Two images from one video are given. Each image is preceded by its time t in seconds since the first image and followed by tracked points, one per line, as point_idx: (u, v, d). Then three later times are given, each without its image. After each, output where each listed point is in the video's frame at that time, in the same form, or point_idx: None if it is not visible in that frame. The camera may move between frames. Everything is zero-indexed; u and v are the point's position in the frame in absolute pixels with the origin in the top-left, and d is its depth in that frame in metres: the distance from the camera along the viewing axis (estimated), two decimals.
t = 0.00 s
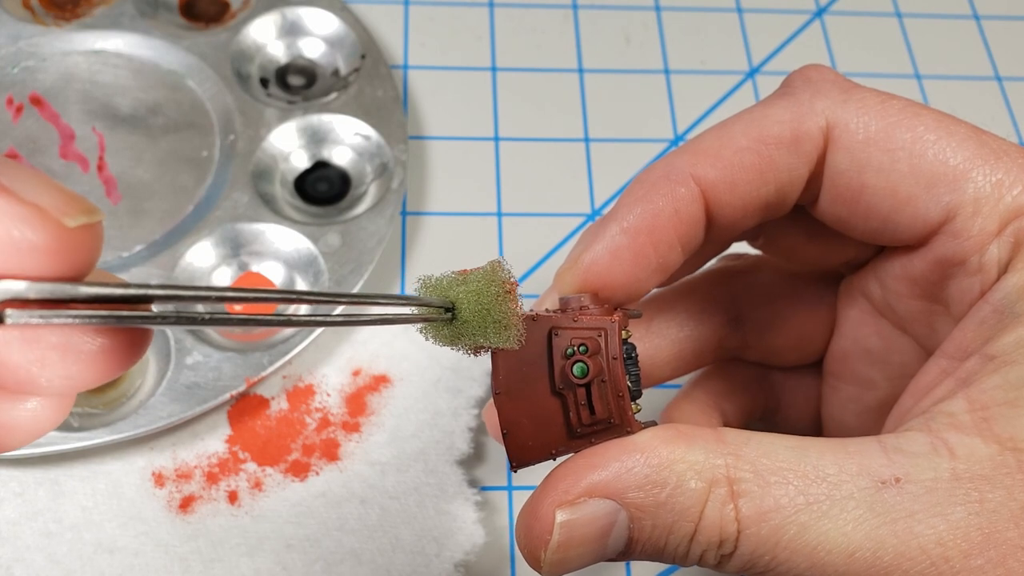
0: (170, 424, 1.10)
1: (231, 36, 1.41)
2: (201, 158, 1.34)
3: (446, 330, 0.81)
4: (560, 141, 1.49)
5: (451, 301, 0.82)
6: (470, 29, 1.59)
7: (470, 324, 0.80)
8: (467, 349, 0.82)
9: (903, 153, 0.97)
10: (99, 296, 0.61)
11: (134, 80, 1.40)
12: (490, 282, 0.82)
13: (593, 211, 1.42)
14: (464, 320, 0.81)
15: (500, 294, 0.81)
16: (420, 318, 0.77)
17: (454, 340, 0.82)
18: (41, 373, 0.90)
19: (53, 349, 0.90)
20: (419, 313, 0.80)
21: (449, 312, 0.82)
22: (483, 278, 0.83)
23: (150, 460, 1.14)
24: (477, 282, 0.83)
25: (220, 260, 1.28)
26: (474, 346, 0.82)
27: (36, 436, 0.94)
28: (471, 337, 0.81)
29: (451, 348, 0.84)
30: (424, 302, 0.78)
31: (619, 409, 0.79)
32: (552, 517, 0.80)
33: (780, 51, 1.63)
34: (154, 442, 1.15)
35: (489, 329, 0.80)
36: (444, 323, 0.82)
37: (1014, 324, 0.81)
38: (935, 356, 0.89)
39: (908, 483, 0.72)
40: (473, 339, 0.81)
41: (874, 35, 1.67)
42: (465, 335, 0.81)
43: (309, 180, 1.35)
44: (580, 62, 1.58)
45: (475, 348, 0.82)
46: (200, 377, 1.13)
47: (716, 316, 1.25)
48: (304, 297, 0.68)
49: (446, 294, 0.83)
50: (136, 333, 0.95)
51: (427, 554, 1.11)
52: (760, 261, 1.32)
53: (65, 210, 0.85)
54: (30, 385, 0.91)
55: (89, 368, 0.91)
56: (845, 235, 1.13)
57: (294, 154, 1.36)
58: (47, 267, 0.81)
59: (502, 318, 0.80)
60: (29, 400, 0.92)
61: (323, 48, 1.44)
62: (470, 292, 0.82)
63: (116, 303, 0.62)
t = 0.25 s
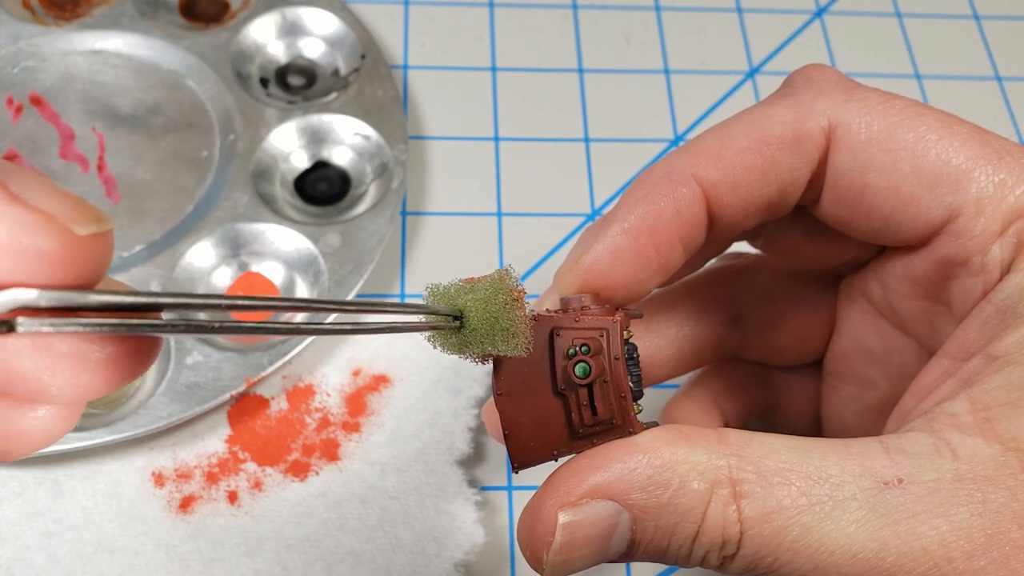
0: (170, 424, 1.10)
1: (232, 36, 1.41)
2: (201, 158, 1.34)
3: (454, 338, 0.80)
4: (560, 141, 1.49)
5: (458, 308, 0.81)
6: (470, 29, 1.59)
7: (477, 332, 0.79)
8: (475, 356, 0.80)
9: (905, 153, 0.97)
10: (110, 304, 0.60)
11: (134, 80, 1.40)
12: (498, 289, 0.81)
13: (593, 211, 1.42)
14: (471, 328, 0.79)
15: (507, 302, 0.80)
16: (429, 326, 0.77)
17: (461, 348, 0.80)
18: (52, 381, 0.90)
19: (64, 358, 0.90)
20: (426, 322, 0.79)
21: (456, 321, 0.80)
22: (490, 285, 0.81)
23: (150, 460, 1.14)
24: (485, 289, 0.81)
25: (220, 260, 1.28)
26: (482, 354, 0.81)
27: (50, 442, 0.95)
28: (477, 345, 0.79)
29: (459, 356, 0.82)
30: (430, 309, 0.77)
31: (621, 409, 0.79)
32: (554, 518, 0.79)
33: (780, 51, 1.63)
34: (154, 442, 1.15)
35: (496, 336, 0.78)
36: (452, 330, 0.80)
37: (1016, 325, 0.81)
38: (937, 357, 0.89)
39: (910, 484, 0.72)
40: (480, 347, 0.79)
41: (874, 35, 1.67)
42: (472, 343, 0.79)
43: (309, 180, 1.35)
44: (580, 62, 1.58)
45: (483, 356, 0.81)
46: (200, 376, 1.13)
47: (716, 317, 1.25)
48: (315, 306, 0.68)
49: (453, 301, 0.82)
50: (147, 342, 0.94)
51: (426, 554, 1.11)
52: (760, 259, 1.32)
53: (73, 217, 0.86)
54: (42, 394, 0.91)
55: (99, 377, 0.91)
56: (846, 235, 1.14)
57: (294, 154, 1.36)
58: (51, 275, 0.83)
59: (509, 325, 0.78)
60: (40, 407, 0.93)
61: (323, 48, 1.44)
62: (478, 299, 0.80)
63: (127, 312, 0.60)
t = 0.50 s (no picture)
0: (170, 425, 1.10)
1: (232, 36, 1.41)
2: (201, 158, 1.34)
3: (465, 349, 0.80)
4: (560, 141, 1.49)
5: (467, 318, 0.81)
6: (469, 29, 1.59)
7: (488, 341, 0.79)
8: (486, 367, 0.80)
9: (907, 154, 0.97)
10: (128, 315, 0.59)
11: (134, 80, 1.40)
12: (507, 300, 0.82)
13: (593, 211, 1.42)
14: (482, 338, 0.79)
15: (516, 311, 0.80)
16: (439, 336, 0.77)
17: (472, 359, 0.80)
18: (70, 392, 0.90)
19: (82, 369, 0.89)
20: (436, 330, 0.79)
21: (466, 330, 0.80)
22: (498, 295, 0.82)
23: (150, 460, 1.14)
24: (492, 299, 0.82)
25: (220, 261, 1.28)
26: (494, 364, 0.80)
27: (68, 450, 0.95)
28: (488, 354, 0.79)
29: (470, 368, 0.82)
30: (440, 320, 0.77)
31: (622, 413, 0.80)
32: (556, 522, 0.80)
33: (780, 51, 1.63)
34: (154, 442, 1.15)
35: (506, 345, 0.79)
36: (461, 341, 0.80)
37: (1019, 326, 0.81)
38: (939, 358, 0.89)
39: (913, 486, 0.72)
40: (491, 356, 0.79)
41: (874, 35, 1.67)
42: (483, 353, 0.79)
43: (309, 180, 1.35)
44: (580, 62, 1.58)
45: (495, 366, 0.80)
46: (200, 377, 1.13)
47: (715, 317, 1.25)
48: (329, 316, 0.68)
49: (461, 313, 0.82)
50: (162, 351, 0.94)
51: (426, 554, 1.11)
52: (760, 258, 1.31)
53: (94, 230, 0.83)
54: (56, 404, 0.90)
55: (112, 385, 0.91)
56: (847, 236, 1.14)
57: (294, 154, 1.36)
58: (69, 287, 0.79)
59: (518, 333, 0.79)
60: (54, 416, 0.91)
61: (322, 48, 1.44)
62: (486, 309, 0.81)
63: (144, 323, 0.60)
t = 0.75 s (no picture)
0: (170, 424, 1.10)
1: (232, 35, 1.41)
2: (201, 158, 1.34)
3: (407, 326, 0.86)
4: (560, 141, 1.49)
5: (411, 296, 0.87)
6: (470, 29, 1.59)
7: (429, 320, 0.85)
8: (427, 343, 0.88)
9: (911, 151, 0.97)
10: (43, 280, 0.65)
11: (134, 80, 1.40)
12: (450, 278, 0.88)
13: (593, 210, 1.42)
14: (423, 316, 0.86)
15: (458, 290, 0.86)
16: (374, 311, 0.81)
17: (414, 336, 0.87)
18: None
19: None
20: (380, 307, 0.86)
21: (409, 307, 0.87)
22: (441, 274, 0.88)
23: (150, 460, 1.14)
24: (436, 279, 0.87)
25: (220, 260, 1.28)
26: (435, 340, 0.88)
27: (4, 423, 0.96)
28: (432, 332, 0.86)
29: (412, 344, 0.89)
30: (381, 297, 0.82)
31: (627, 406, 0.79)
32: (560, 516, 0.80)
33: (781, 51, 1.63)
34: (154, 442, 1.15)
35: (449, 324, 0.85)
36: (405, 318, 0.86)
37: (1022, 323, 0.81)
38: (942, 355, 0.88)
39: (918, 482, 0.72)
40: (433, 334, 0.86)
41: (874, 34, 1.67)
42: (426, 331, 0.86)
43: (309, 180, 1.35)
44: (580, 62, 1.58)
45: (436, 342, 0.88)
46: (200, 376, 1.13)
47: (716, 316, 1.25)
48: (252, 288, 0.71)
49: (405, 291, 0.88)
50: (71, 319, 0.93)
51: (427, 554, 1.11)
52: (762, 258, 1.32)
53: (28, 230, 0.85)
54: None
55: (24, 358, 0.91)
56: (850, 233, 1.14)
57: (294, 154, 1.36)
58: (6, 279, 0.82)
59: (460, 314, 0.86)
60: None
61: (323, 48, 1.44)
62: (430, 288, 0.87)
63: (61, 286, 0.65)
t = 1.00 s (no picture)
0: (170, 425, 1.10)
1: (232, 35, 1.41)
2: (201, 158, 1.34)
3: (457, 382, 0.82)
4: (560, 141, 1.49)
5: (461, 350, 0.82)
6: (470, 29, 1.59)
7: (478, 374, 0.81)
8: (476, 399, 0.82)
9: (911, 151, 0.97)
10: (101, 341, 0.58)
11: (134, 80, 1.40)
12: (499, 330, 0.82)
13: (593, 211, 1.42)
14: (473, 370, 0.81)
15: (508, 343, 0.81)
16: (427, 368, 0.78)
17: (463, 391, 0.82)
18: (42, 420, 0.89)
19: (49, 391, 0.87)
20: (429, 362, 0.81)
21: (458, 361, 0.82)
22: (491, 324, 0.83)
23: (150, 460, 1.14)
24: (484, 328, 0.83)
25: (220, 260, 1.28)
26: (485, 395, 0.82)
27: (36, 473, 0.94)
28: (480, 387, 0.81)
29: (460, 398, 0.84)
30: (432, 352, 0.79)
31: (626, 408, 0.80)
32: (559, 518, 0.80)
33: (781, 51, 1.63)
34: (154, 442, 1.15)
35: (498, 378, 0.80)
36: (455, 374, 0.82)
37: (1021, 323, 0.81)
38: (942, 356, 0.88)
39: (917, 483, 0.72)
40: (482, 389, 0.81)
41: (874, 35, 1.67)
42: (474, 386, 0.81)
43: (309, 180, 1.35)
44: (580, 62, 1.58)
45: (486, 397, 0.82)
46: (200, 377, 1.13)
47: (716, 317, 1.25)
48: (314, 347, 0.68)
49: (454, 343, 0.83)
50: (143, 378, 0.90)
51: (427, 554, 1.11)
52: (761, 258, 1.31)
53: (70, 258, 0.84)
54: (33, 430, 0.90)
55: (89, 416, 0.89)
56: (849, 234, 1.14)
57: (294, 154, 1.36)
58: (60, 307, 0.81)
59: (509, 368, 0.80)
60: (30, 443, 0.91)
61: (323, 48, 1.44)
62: (479, 341, 0.82)
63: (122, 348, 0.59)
